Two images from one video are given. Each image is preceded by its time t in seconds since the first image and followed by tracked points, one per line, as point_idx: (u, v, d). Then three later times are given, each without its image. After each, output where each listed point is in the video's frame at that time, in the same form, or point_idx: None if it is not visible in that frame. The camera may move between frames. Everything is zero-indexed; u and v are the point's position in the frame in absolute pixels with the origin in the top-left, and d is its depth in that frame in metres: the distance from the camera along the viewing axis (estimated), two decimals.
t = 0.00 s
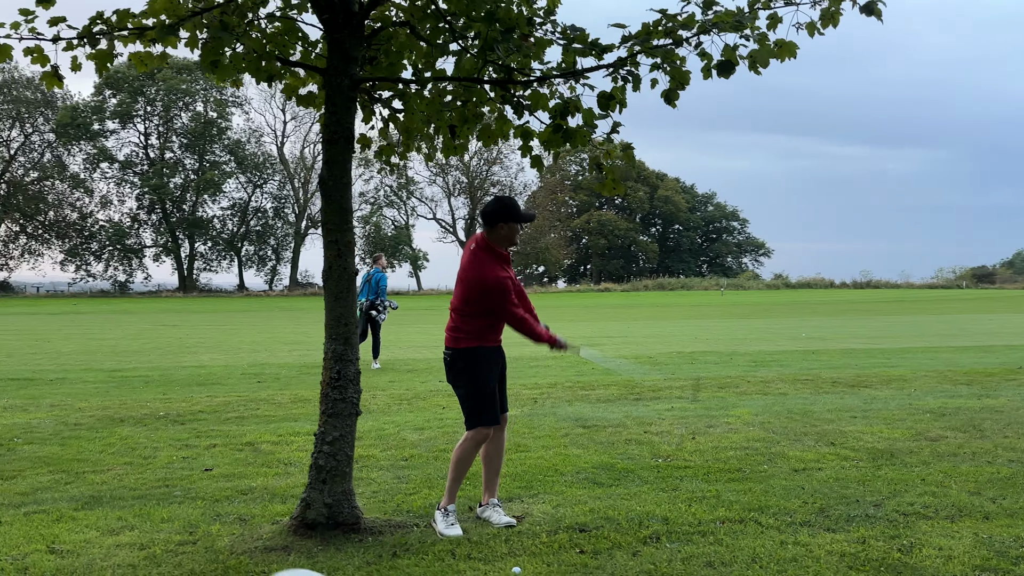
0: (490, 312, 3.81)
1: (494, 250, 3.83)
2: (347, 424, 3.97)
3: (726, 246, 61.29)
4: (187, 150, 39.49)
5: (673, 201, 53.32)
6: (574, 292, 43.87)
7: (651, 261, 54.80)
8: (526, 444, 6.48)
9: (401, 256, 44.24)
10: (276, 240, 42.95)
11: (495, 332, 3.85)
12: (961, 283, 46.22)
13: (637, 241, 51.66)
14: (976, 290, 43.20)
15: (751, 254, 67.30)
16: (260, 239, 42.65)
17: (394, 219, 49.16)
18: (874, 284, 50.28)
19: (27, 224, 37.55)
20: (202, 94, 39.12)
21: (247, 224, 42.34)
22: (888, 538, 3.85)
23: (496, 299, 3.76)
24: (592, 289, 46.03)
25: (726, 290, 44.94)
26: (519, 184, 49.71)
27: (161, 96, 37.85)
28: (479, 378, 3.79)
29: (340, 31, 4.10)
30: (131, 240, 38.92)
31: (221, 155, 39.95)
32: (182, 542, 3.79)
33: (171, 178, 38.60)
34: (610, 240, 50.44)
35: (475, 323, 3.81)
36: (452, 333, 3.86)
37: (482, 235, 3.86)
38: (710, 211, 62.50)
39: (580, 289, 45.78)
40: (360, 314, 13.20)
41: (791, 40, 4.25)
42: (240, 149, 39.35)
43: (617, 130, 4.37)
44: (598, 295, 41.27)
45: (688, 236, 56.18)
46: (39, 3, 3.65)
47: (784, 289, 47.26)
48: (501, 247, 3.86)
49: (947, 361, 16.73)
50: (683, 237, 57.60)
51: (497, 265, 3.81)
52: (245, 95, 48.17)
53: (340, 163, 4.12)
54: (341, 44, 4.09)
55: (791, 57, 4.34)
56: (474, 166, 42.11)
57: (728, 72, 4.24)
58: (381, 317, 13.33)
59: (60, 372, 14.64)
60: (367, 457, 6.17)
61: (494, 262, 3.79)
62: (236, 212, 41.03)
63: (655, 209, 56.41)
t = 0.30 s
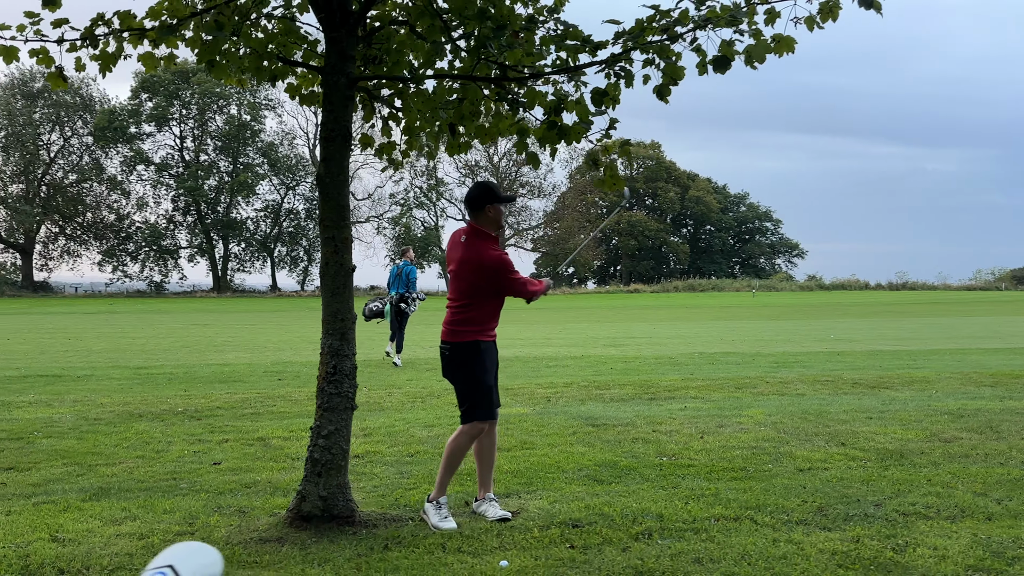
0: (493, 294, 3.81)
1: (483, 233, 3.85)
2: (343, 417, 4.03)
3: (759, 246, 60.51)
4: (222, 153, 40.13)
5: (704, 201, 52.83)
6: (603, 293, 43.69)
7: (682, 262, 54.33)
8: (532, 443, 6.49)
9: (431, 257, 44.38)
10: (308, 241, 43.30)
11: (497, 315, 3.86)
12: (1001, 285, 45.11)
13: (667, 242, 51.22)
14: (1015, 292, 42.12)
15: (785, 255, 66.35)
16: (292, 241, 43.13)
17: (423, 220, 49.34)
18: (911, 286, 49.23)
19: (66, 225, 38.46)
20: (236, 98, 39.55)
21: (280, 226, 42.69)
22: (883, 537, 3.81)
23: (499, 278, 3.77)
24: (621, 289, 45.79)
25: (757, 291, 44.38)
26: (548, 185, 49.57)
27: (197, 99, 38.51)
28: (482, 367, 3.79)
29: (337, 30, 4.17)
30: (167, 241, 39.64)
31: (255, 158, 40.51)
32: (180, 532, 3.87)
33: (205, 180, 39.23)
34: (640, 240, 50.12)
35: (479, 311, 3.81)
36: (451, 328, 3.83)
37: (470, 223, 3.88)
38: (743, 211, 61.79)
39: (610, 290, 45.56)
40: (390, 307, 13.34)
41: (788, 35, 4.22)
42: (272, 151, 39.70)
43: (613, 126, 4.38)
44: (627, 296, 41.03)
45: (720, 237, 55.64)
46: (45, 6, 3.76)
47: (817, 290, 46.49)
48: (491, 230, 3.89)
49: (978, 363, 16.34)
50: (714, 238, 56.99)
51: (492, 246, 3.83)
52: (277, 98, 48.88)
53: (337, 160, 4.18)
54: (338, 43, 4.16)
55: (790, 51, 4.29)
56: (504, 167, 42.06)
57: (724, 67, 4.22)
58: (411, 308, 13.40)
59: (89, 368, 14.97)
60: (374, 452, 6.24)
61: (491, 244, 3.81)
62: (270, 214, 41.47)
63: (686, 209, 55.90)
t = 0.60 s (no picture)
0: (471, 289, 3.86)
1: (463, 226, 3.91)
2: (342, 413, 4.11)
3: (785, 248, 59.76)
4: (248, 155, 40.60)
5: (729, 202, 52.33)
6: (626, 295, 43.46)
7: (706, 263, 53.83)
8: (538, 442, 6.53)
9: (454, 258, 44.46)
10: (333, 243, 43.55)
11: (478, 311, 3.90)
12: None
13: (691, 243, 50.79)
14: None
15: (812, 257, 65.45)
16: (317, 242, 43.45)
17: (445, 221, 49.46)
18: (941, 288, 48.36)
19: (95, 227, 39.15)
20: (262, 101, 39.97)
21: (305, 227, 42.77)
22: (877, 535, 3.82)
23: (476, 271, 3.82)
24: (644, 291, 45.49)
25: (782, 292, 43.87)
26: (571, 186, 49.42)
27: (223, 102, 38.97)
28: (462, 361, 3.83)
29: (338, 33, 4.25)
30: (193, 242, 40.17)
31: (280, 160, 40.88)
32: (184, 523, 3.98)
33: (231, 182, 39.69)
34: (663, 242, 49.76)
35: (458, 304, 3.85)
36: (433, 321, 3.89)
37: (451, 218, 3.94)
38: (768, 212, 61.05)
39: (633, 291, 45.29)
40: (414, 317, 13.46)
41: (786, 34, 4.23)
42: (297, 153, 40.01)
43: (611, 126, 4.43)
44: (650, 297, 40.76)
45: (745, 238, 55.10)
46: (54, 11, 3.88)
47: (843, 292, 45.85)
48: (472, 224, 3.96)
49: (1003, 365, 16.06)
50: (740, 239, 56.42)
51: (473, 239, 3.91)
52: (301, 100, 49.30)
53: (338, 160, 4.27)
54: (339, 45, 4.24)
55: (787, 51, 4.30)
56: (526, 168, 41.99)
57: (719, 67, 4.25)
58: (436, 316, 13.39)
59: (112, 366, 15.26)
60: (381, 448, 6.31)
61: (469, 235, 3.88)
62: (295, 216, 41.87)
63: (711, 210, 55.35)
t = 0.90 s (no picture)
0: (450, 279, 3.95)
1: (455, 216, 4.00)
2: (345, 401, 4.20)
3: (803, 248, 59.28)
4: (266, 155, 40.86)
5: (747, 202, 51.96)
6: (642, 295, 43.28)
7: (724, 264, 53.48)
8: (543, 435, 6.60)
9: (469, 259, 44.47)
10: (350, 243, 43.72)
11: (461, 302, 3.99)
12: None
13: (708, 243, 50.50)
14: None
15: (830, 257, 64.95)
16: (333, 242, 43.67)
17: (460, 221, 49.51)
18: (962, 289, 47.81)
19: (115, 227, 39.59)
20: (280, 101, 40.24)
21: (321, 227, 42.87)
22: (871, 524, 3.86)
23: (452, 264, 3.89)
24: (660, 291, 45.30)
25: (799, 293, 43.55)
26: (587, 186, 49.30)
27: (241, 103, 39.21)
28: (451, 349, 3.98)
29: (342, 30, 4.35)
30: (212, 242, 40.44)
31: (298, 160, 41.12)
32: (191, 509, 4.09)
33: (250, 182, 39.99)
34: (680, 242, 49.49)
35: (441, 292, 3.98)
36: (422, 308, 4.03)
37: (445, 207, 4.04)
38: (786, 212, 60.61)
39: (650, 292, 45.09)
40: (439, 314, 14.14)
41: (783, 30, 4.27)
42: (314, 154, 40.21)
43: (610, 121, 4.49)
44: (666, 297, 40.59)
45: (763, 238, 54.69)
46: (67, 10, 4.01)
47: (862, 293, 45.43)
48: (464, 214, 4.04)
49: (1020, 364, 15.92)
50: (757, 239, 56.04)
51: (462, 228, 3.99)
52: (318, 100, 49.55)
53: (341, 156, 4.37)
54: (343, 43, 4.34)
55: (785, 47, 4.34)
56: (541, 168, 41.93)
57: (717, 63, 4.30)
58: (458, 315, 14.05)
59: (128, 362, 15.49)
60: (387, 440, 6.43)
61: (457, 225, 3.96)
62: (312, 215, 42.10)
63: (728, 210, 55.00)
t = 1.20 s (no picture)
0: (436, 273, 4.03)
1: (454, 212, 4.09)
2: (347, 394, 4.31)
3: (812, 249, 59.07)
4: (276, 156, 41.07)
5: (756, 203, 51.83)
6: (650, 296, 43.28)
7: (733, 265, 53.36)
8: (543, 430, 6.71)
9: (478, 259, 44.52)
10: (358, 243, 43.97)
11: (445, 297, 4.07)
12: None
13: (717, 244, 50.39)
14: None
15: (839, 258, 64.75)
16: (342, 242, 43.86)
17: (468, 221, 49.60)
18: (973, 289, 47.52)
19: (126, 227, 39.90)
20: (289, 102, 40.48)
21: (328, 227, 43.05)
22: (861, 515, 3.94)
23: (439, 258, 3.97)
24: (669, 292, 45.28)
25: (808, 293, 43.40)
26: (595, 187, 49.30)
27: (252, 104, 39.43)
28: (453, 344, 4.10)
29: (344, 31, 4.45)
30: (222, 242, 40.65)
31: (307, 161, 41.31)
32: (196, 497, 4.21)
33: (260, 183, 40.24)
34: (689, 243, 49.43)
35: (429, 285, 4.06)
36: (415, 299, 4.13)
37: (444, 203, 4.13)
38: (796, 213, 60.44)
39: (658, 292, 45.07)
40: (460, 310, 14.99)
41: (776, 31, 4.36)
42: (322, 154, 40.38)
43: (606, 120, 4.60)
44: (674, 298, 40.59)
45: (771, 239, 54.55)
46: (77, 12, 4.12)
47: (872, 293, 45.22)
48: (461, 209, 4.14)
49: None
50: (767, 240, 55.87)
51: (459, 224, 4.08)
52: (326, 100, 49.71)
53: (344, 155, 4.47)
54: (345, 44, 4.45)
55: (778, 47, 4.42)
56: (549, 168, 41.93)
57: (711, 63, 4.39)
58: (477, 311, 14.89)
59: (138, 360, 15.68)
60: (390, 434, 6.55)
61: (454, 219, 4.06)
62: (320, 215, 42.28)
63: (737, 211, 54.89)
